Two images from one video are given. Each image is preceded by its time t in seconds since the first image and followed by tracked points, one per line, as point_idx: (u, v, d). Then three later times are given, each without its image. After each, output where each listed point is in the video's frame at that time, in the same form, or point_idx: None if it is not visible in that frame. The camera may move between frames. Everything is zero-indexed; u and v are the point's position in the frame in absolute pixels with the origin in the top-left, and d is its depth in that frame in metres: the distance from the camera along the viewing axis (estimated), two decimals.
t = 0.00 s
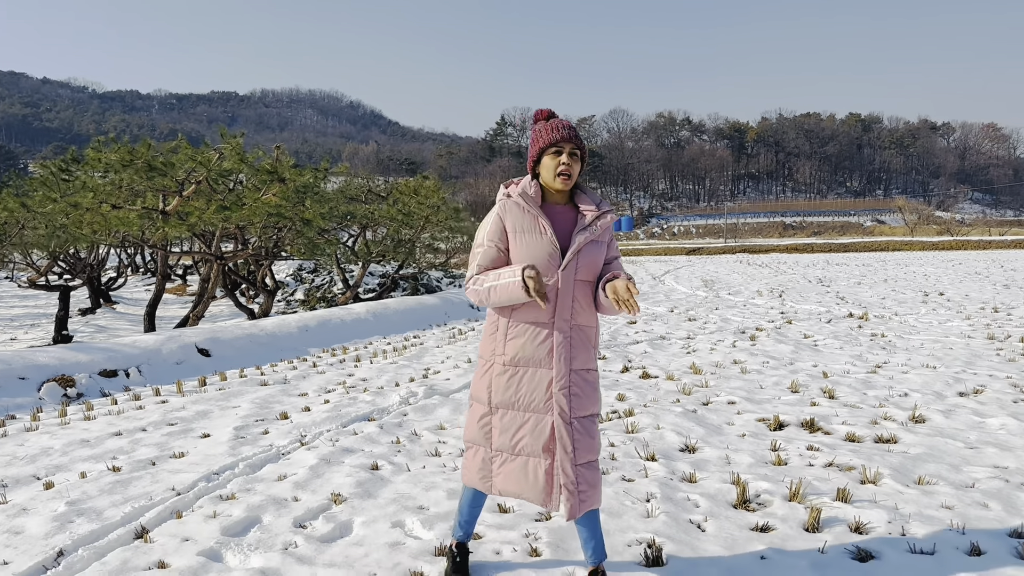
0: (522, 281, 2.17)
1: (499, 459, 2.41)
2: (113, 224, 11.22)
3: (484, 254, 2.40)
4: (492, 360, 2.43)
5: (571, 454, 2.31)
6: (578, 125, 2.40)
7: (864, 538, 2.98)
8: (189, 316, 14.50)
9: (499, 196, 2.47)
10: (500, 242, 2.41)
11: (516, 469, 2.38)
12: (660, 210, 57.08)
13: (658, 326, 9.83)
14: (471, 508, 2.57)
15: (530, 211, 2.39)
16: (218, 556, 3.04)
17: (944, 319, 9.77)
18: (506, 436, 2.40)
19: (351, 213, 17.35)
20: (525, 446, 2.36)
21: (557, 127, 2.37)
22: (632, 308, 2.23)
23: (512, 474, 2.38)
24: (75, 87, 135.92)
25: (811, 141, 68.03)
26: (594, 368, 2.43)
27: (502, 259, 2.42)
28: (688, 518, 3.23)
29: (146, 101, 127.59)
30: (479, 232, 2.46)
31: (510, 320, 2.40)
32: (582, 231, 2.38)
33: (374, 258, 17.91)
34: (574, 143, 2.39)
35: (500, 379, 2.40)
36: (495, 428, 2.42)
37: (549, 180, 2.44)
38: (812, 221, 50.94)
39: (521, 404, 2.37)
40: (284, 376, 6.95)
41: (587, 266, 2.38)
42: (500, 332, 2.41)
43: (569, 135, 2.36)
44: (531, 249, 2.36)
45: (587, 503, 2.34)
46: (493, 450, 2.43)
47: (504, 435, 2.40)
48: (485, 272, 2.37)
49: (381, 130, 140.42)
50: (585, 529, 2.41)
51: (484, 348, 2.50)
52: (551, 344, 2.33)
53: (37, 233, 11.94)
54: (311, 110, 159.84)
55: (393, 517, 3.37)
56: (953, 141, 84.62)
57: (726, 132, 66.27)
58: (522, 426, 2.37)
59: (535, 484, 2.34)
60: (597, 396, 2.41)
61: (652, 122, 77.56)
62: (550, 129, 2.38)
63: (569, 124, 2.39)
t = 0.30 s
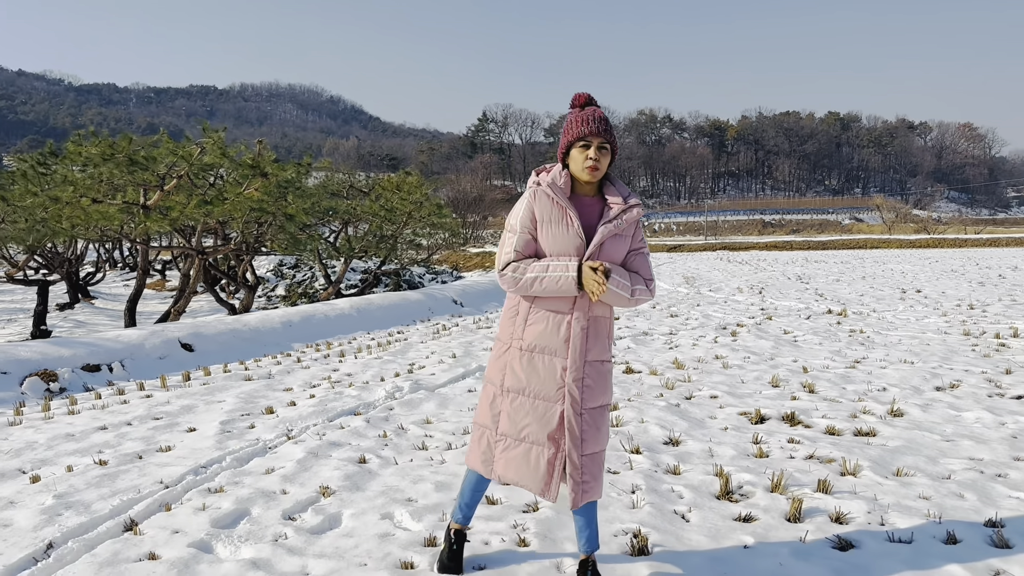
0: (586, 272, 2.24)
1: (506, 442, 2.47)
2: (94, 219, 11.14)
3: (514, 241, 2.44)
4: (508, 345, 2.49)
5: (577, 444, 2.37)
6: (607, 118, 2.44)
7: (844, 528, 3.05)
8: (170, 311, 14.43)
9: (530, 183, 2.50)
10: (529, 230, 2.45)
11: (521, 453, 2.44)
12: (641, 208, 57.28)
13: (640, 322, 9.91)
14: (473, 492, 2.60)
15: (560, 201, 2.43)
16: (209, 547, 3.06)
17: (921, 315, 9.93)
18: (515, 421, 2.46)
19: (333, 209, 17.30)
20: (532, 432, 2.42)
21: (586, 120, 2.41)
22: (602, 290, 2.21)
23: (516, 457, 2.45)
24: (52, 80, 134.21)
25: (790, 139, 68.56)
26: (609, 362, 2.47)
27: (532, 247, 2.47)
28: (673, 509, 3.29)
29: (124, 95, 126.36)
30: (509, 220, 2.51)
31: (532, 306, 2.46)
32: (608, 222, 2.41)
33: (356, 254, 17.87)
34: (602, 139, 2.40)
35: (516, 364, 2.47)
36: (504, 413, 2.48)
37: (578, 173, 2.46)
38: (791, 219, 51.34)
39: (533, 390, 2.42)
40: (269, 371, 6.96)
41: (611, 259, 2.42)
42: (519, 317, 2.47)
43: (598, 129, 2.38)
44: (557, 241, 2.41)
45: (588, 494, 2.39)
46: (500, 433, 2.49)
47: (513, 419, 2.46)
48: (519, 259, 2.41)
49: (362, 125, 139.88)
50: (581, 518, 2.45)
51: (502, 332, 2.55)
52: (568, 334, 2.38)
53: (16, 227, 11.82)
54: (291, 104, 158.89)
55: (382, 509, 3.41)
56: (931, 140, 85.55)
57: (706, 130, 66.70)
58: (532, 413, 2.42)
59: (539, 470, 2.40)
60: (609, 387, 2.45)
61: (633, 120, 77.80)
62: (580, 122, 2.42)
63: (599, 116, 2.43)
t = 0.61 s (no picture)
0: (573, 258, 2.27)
1: (494, 430, 2.53)
2: (72, 214, 11.04)
3: (509, 231, 2.52)
4: (503, 334, 2.55)
5: (564, 431, 2.42)
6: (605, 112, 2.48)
7: (820, 519, 3.13)
8: (149, 307, 14.33)
9: (528, 176, 2.58)
10: (524, 221, 2.53)
11: (509, 440, 2.50)
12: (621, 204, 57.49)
13: (621, 318, 9.98)
14: (477, 478, 2.66)
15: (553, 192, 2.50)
16: (194, 541, 3.08)
17: (896, 312, 10.07)
18: (505, 409, 2.51)
19: (313, 204, 17.25)
20: (521, 419, 2.47)
21: (585, 114, 2.47)
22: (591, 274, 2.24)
23: (504, 445, 2.50)
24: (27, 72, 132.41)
25: (769, 137, 69.03)
26: (603, 353, 2.51)
27: (527, 237, 2.54)
28: (653, 501, 3.35)
29: (101, 88, 124.89)
30: (508, 211, 2.60)
31: (526, 295, 2.52)
32: (601, 213, 2.45)
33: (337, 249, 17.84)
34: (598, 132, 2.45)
35: (509, 353, 2.52)
36: (495, 401, 2.53)
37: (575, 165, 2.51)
38: (769, 217, 51.67)
39: (523, 378, 2.48)
40: (250, 367, 6.95)
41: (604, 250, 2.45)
42: (515, 306, 2.54)
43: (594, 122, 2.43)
44: (551, 231, 2.47)
45: (573, 482, 2.43)
46: (489, 421, 2.55)
47: (503, 405, 2.52)
48: (512, 248, 2.49)
49: (342, 120, 139.23)
50: (569, 504, 2.51)
51: (499, 322, 2.62)
52: (561, 323, 2.43)
53: None
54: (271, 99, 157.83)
55: (366, 503, 3.44)
56: (907, 139, 86.41)
57: (686, 128, 66.99)
58: (521, 400, 2.48)
59: (525, 458, 2.45)
60: (600, 378, 2.49)
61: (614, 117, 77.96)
62: (579, 116, 2.49)
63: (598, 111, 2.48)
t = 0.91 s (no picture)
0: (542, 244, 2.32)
1: (484, 428, 2.57)
2: (51, 209, 10.95)
3: (486, 228, 2.62)
4: (489, 332, 2.60)
5: (551, 422, 2.44)
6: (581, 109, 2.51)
7: (798, 511, 3.18)
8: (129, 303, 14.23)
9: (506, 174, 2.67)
10: (501, 218, 2.63)
11: (499, 435, 2.54)
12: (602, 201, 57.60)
13: (603, 315, 10.03)
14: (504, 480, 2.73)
15: (526, 188, 2.56)
16: (178, 536, 3.09)
17: (874, 309, 10.19)
18: (494, 405, 2.55)
19: (294, 200, 17.16)
20: (508, 414, 2.51)
21: (561, 112, 2.50)
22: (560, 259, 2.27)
23: (495, 441, 2.54)
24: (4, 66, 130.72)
25: (750, 135, 69.40)
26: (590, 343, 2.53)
27: (505, 234, 2.63)
28: (634, 495, 3.39)
29: (79, 82, 123.55)
30: (488, 209, 2.69)
31: (508, 290, 2.57)
32: (575, 205, 2.48)
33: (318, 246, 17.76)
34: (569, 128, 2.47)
35: (495, 349, 2.57)
36: (484, 399, 2.58)
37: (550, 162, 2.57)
38: (749, 215, 51.97)
39: (509, 373, 2.52)
40: (232, 363, 6.94)
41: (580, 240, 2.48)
42: (499, 303, 2.59)
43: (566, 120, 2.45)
44: (526, 223, 2.53)
45: (564, 475, 2.44)
46: (482, 419, 2.59)
47: (492, 402, 2.56)
48: (485, 244, 2.59)
49: (323, 116, 138.59)
50: (554, 495, 2.54)
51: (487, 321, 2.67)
52: (540, 315, 2.47)
53: None
54: (252, 94, 156.77)
55: (350, 497, 3.46)
56: (886, 137, 87.21)
57: (668, 126, 67.22)
58: (508, 395, 2.52)
59: (515, 452, 2.48)
60: (586, 368, 2.51)
61: (596, 114, 78.07)
62: (555, 113, 2.52)
63: (573, 109, 2.50)
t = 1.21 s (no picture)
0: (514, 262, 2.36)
1: (474, 428, 2.57)
2: (31, 205, 10.85)
3: (458, 233, 2.58)
4: (471, 333, 2.61)
5: (543, 417, 2.48)
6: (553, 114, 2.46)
7: (779, 505, 3.22)
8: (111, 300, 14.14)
9: (474, 174, 2.62)
10: (472, 221, 2.59)
11: (489, 435, 2.54)
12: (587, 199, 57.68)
13: (587, 312, 10.07)
14: (497, 487, 2.66)
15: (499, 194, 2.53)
16: (164, 531, 3.09)
17: (855, 307, 10.29)
18: (481, 406, 2.56)
19: (278, 197, 17.09)
20: (498, 412, 2.53)
21: (533, 121, 2.43)
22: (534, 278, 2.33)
23: (485, 441, 2.55)
24: None
25: (733, 135, 69.70)
26: (571, 337, 2.58)
27: (477, 236, 2.61)
28: (618, 489, 3.42)
29: (59, 77, 122.33)
30: (457, 210, 2.65)
31: (486, 292, 2.57)
32: (548, 205, 2.50)
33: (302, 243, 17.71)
34: (540, 136, 2.44)
35: (478, 351, 2.57)
36: (472, 400, 2.58)
37: (519, 164, 2.54)
38: (732, 214, 52.21)
39: (495, 372, 2.53)
40: (215, 360, 6.92)
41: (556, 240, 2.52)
42: (477, 305, 2.59)
43: (537, 128, 2.42)
44: (500, 228, 2.54)
45: (559, 466, 2.50)
46: (470, 420, 2.60)
47: (480, 402, 2.56)
48: (457, 250, 2.57)
49: (307, 113, 137.95)
50: (535, 492, 2.56)
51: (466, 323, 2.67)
52: (523, 315, 2.49)
53: None
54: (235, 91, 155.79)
55: (336, 492, 3.47)
56: (868, 138, 87.86)
57: (652, 125, 67.43)
58: (496, 395, 2.53)
59: (508, 450, 2.50)
60: (572, 361, 2.56)
61: (580, 113, 78.15)
62: (527, 121, 2.44)
63: (544, 114, 2.44)
